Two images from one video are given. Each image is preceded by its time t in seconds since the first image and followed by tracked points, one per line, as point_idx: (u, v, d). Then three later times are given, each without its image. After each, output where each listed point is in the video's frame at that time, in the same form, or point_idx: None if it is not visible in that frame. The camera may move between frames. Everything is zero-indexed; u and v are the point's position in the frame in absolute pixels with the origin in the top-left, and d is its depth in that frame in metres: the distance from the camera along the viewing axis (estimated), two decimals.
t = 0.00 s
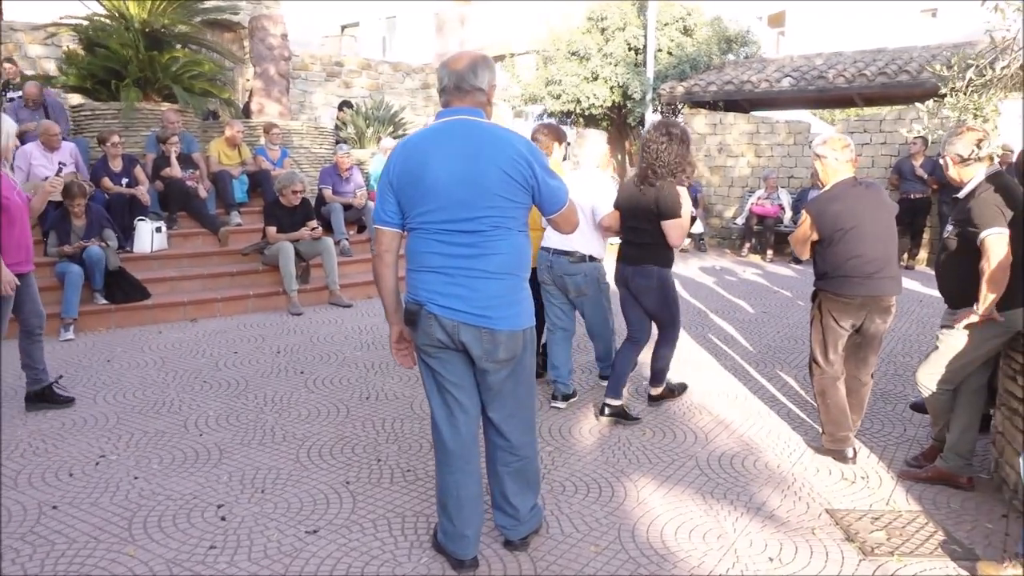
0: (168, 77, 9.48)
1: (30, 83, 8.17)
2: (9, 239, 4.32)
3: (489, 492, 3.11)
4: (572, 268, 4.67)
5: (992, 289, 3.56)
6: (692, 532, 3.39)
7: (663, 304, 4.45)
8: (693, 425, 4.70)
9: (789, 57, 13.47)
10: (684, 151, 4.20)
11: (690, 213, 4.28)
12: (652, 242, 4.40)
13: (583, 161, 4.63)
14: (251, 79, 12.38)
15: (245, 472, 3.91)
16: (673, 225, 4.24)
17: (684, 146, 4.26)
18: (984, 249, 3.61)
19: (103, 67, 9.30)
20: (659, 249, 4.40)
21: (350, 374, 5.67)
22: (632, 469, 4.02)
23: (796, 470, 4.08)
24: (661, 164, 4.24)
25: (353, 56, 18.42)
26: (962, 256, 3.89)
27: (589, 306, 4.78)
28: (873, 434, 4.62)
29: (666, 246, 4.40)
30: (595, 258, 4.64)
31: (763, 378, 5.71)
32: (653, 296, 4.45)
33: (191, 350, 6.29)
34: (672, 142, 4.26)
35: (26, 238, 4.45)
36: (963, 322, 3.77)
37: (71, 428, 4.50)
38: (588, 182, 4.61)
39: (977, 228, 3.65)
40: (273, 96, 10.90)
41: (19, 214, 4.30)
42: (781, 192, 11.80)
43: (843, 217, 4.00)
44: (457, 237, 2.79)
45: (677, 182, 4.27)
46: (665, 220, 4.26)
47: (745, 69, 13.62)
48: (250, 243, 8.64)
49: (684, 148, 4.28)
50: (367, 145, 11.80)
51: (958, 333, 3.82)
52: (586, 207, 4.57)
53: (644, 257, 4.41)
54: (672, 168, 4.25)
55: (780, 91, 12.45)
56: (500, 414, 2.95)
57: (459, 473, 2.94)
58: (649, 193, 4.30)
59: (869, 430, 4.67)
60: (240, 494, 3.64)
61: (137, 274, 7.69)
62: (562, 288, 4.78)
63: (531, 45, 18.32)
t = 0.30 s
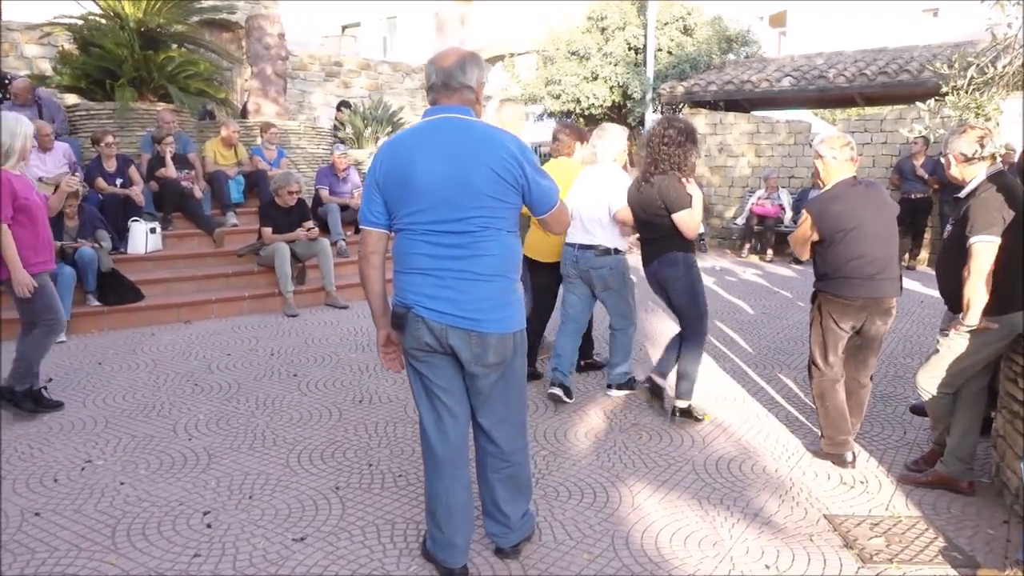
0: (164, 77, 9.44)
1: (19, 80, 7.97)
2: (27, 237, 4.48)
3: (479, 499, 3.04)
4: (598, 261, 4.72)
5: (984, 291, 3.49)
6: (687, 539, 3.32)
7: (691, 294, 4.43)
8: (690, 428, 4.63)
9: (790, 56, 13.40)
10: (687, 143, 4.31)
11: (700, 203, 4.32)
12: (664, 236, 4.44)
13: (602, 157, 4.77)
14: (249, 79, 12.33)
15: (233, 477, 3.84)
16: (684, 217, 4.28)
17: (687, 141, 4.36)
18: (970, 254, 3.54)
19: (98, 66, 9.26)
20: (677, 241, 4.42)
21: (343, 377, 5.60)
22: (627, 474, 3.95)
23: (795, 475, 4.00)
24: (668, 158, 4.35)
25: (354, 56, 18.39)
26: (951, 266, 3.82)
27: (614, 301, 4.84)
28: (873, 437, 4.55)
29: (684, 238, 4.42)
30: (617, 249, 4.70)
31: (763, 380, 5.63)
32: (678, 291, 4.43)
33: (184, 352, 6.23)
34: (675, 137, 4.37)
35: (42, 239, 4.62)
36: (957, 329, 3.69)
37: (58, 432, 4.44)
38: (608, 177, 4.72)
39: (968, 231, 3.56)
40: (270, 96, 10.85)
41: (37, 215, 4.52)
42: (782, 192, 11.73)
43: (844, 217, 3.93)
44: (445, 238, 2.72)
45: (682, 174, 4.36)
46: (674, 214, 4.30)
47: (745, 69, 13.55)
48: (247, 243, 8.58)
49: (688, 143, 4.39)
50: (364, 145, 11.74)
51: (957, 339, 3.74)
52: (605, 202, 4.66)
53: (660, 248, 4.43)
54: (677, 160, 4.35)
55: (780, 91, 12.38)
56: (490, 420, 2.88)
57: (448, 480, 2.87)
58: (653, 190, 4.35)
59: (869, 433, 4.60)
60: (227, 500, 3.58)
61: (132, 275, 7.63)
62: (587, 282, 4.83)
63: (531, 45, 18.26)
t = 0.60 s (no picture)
0: (158, 75, 9.34)
1: (16, 76, 8.06)
2: (51, 238, 4.48)
3: (474, 509, 2.95)
4: (616, 257, 4.83)
5: (994, 293, 3.41)
6: (687, 549, 3.23)
7: (693, 293, 4.68)
8: (690, 434, 4.54)
9: (790, 56, 13.29)
10: (689, 145, 4.53)
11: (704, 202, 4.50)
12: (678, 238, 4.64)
13: (626, 154, 4.90)
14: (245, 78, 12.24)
15: (221, 484, 3.75)
16: (688, 220, 4.47)
17: (694, 143, 4.57)
18: (980, 256, 3.46)
19: (92, 65, 9.16)
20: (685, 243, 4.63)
21: (337, 380, 5.51)
22: (625, 481, 3.86)
23: (797, 482, 3.91)
24: (675, 161, 4.57)
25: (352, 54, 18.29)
26: (956, 270, 3.74)
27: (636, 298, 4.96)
28: (876, 442, 4.46)
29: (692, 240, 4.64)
30: (638, 247, 4.75)
31: (763, 384, 5.54)
32: (685, 286, 4.70)
33: (177, 354, 6.14)
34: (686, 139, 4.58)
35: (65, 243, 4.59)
36: (964, 334, 3.60)
37: (45, 438, 4.35)
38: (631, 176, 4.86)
39: (977, 233, 3.49)
40: (266, 95, 10.75)
41: (63, 215, 4.54)
42: (782, 193, 11.64)
43: (846, 219, 3.84)
44: (436, 240, 2.63)
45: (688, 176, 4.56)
46: (676, 215, 4.50)
47: (745, 69, 13.44)
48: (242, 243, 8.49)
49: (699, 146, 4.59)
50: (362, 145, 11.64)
51: (965, 344, 3.65)
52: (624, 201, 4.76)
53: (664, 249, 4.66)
54: (685, 163, 4.57)
55: (781, 91, 12.28)
56: (483, 428, 2.79)
57: (440, 490, 2.78)
58: (656, 194, 4.58)
59: (872, 438, 4.51)
60: (215, 508, 3.49)
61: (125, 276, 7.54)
62: (609, 280, 4.96)
63: (530, 45, 18.17)
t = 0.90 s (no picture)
0: (151, 75, 9.24)
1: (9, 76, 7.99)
2: (79, 239, 4.52)
3: (465, 525, 2.84)
4: (636, 264, 4.93)
5: (1003, 302, 3.32)
6: (685, 566, 3.12)
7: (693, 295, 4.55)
8: (689, 442, 4.44)
9: (790, 56, 13.20)
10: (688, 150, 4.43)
11: (703, 207, 4.36)
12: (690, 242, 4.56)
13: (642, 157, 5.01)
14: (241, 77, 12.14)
15: (207, 496, 3.65)
16: (682, 225, 4.37)
17: (695, 148, 4.47)
18: (990, 264, 3.36)
19: (85, 64, 9.06)
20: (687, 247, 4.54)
21: (328, 386, 5.41)
22: (622, 492, 3.76)
23: (798, 494, 3.81)
24: (673, 167, 4.49)
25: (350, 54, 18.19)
26: (962, 277, 3.65)
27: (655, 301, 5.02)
28: (879, 452, 4.36)
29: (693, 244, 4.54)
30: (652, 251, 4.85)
31: (763, 390, 5.44)
32: (686, 288, 4.58)
33: (167, 358, 6.03)
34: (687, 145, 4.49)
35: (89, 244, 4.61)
36: (971, 343, 3.51)
37: (27, 446, 4.24)
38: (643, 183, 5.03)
39: (986, 240, 3.40)
40: (260, 95, 10.65)
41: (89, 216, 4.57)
42: (782, 194, 11.55)
43: (847, 224, 3.74)
44: (424, 247, 2.52)
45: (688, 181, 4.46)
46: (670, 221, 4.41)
47: (745, 69, 13.33)
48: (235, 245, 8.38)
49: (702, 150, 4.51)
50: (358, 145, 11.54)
51: (971, 354, 3.56)
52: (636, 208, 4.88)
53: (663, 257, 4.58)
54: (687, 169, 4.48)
55: (781, 92, 12.19)
56: (474, 442, 2.69)
57: (429, 507, 2.68)
58: (653, 201, 4.50)
59: (875, 448, 4.41)
60: (199, 522, 3.38)
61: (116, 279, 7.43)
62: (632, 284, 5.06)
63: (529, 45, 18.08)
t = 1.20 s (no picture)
0: (137, 75, 9.13)
1: None
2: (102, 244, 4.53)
3: (452, 539, 2.74)
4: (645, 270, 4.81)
5: (1005, 308, 3.25)
6: None
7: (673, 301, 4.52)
8: (682, 449, 4.36)
9: (783, 57, 13.16)
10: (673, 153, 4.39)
11: (684, 211, 4.32)
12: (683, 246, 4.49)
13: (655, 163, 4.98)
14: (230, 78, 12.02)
15: (189, 509, 3.55)
16: (665, 229, 4.32)
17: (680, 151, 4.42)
18: (992, 269, 3.29)
19: (70, 65, 8.94)
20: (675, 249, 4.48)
21: (315, 392, 5.31)
22: (615, 502, 3.67)
23: (794, 503, 3.73)
24: (658, 171, 4.44)
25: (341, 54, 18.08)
26: (962, 282, 3.59)
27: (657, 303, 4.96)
28: (876, 458, 4.28)
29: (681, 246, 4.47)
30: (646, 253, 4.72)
31: (757, 395, 5.36)
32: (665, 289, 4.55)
33: (152, 365, 5.93)
34: (674, 152, 4.44)
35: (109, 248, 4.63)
36: (970, 349, 3.43)
37: (4, 456, 4.13)
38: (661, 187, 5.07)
39: (988, 244, 3.32)
40: (249, 96, 10.54)
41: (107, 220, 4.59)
42: (775, 196, 11.50)
43: (839, 227, 3.66)
44: (409, 254, 2.43)
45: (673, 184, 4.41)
46: (657, 224, 4.37)
47: (738, 70, 13.29)
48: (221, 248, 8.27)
49: (689, 153, 4.45)
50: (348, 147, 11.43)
51: (970, 359, 3.48)
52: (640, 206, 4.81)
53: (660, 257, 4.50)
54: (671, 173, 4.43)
55: (773, 93, 12.14)
56: (461, 455, 2.60)
57: (413, 521, 2.58)
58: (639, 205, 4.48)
59: (871, 454, 4.33)
60: (179, 536, 3.29)
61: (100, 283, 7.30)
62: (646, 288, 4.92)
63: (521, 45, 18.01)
